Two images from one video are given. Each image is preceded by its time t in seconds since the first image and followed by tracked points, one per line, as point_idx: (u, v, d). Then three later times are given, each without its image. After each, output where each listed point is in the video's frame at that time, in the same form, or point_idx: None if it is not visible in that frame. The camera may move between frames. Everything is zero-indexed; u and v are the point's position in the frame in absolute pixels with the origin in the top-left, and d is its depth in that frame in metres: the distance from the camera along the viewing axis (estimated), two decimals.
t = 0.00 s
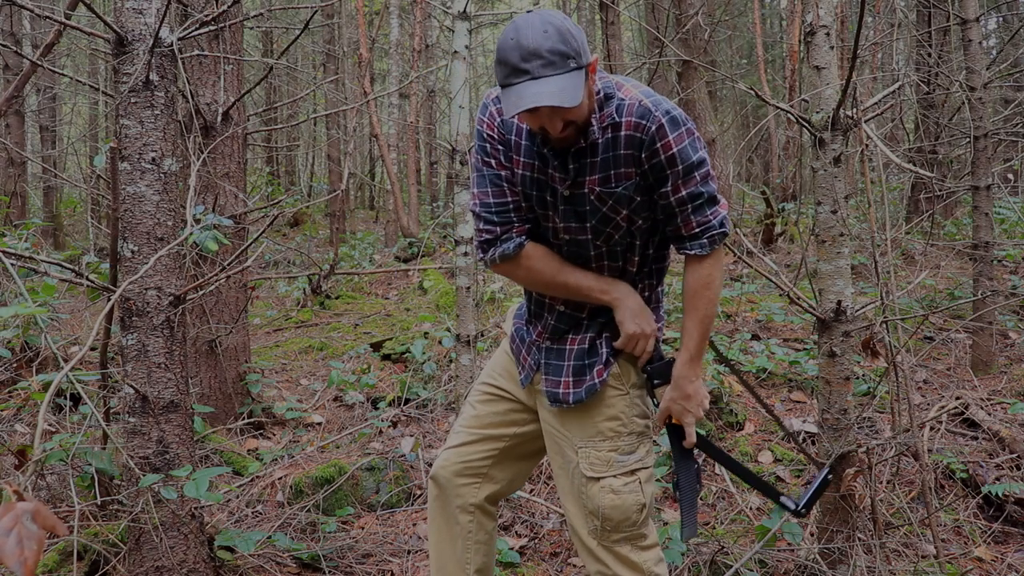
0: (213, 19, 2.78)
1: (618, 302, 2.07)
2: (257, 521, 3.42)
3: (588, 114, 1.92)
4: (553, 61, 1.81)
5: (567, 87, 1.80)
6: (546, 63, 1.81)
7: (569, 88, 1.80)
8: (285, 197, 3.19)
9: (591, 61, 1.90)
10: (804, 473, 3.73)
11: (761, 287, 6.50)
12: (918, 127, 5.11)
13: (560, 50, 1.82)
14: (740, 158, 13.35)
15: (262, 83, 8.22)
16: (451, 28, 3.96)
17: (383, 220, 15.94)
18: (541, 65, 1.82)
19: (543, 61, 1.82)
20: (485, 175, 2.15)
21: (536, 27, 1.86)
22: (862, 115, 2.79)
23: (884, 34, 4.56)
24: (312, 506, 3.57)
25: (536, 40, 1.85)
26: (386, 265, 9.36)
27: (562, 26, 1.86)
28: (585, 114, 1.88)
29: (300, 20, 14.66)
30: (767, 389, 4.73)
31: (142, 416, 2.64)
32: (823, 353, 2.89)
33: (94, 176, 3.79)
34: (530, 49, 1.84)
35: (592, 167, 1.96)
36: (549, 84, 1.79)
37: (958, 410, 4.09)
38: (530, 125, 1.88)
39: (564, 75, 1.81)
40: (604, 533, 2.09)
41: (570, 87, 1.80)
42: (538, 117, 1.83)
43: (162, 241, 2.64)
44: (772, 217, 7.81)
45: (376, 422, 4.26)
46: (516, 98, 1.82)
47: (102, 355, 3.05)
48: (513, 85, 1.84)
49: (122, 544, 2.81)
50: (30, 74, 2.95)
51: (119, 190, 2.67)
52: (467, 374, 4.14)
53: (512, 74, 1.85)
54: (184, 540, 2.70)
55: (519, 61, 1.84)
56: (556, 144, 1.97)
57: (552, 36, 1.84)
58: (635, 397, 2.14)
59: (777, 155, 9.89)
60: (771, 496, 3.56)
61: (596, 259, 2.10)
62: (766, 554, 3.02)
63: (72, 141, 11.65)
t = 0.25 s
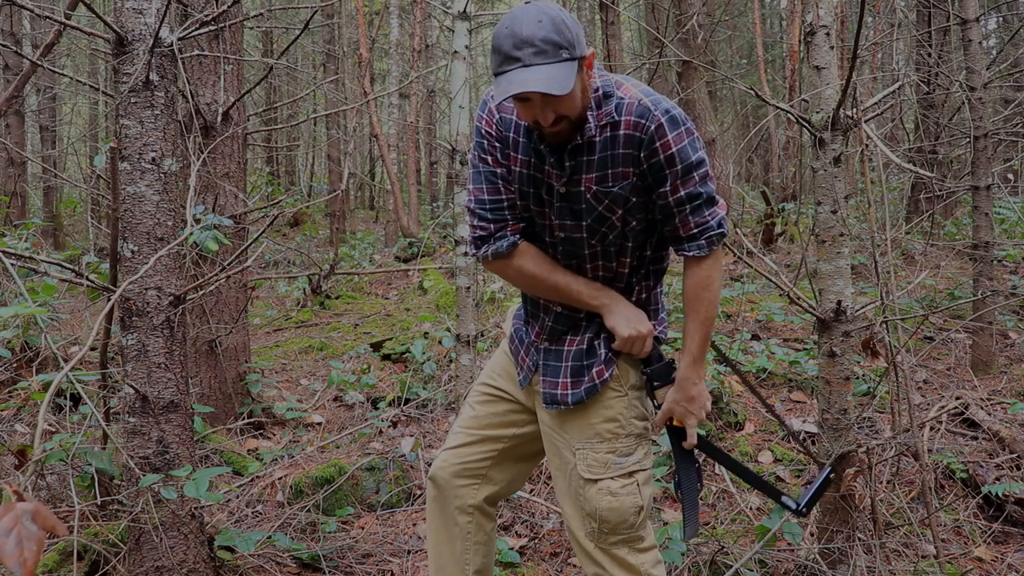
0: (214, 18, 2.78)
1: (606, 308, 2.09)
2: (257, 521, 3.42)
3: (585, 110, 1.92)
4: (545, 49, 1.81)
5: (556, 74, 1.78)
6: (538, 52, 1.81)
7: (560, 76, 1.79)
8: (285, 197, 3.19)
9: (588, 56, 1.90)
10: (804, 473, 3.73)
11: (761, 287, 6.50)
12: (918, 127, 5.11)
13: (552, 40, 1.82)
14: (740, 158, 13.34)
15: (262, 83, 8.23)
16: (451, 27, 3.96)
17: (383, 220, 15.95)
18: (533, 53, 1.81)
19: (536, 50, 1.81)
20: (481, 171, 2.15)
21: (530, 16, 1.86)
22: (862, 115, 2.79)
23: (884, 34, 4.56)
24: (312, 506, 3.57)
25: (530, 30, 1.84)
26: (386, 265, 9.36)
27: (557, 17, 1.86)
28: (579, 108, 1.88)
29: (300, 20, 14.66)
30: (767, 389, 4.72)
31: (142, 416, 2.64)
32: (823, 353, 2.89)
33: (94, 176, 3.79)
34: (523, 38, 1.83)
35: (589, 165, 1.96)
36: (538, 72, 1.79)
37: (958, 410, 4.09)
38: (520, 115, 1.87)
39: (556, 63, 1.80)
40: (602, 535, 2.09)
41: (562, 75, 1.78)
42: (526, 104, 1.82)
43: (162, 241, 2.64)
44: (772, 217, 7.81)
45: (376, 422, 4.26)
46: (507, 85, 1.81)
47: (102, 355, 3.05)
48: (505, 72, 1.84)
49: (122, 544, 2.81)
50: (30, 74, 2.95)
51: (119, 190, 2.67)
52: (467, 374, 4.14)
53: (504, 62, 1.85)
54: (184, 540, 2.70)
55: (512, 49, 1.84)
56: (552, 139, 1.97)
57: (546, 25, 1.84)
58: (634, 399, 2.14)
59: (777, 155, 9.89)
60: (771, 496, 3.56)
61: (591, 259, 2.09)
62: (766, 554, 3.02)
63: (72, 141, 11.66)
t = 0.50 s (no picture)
0: (213, 18, 2.78)
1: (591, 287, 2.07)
2: (257, 521, 3.42)
3: (579, 107, 1.92)
4: (537, 44, 1.80)
5: (545, 68, 1.78)
6: (528, 47, 1.81)
7: (551, 69, 1.78)
8: (285, 197, 3.19)
9: (581, 51, 1.91)
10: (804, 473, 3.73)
11: (761, 287, 6.50)
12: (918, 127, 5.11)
13: (544, 34, 1.81)
14: (740, 158, 13.34)
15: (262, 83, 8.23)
16: (451, 27, 3.96)
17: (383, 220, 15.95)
18: (524, 47, 1.81)
19: (526, 44, 1.81)
20: (472, 163, 2.14)
21: (524, 11, 1.87)
22: (862, 115, 2.79)
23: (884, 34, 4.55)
24: (312, 506, 3.57)
25: (522, 24, 1.84)
26: (386, 265, 9.36)
27: (551, 12, 1.86)
28: (571, 106, 1.88)
29: (300, 20, 14.66)
30: (767, 389, 4.72)
31: (142, 416, 2.64)
32: (823, 353, 2.89)
33: (93, 176, 3.79)
34: (515, 33, 1.84)
35: (582, 163, 1.97)
36: (527, 66, 1.79)
37: (958, 410, 4.09)
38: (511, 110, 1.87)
39: (546, 58, 1.79)
40: (600, 537, 2.09)
41: (552, 68, 1.78)
42: (516, 100, 1.82)
43: (162, 241, 2.64)
44: (772, 217, 7.81)
45: (376, 422, 4.26)
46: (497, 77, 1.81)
47: (102, 355, 3.05)
48: (495, 68, 1.85)
49: (122, 544, 2.81)
50: (30, 74, 2.95)
51: (119, 190, 2.67)
52: (467, 374, 4.14)
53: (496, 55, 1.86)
54: (184, 540, 2.70)
55: (504, 44, 1.85)
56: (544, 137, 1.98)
57: (538, 20, 1.84)
58: (631, 400, 2.14)
59: (777, 155, 9.89)
60: (771, 496, 3.55)
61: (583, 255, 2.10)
62: (766, 554, 3.02)
63: (72, 141, 11.67)
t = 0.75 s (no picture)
0: (213, 18, 2.78)
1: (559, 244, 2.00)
2: (257, 521, 3.42)
3: (569, 103, 1.92)
4: (529, 23, 1.81)
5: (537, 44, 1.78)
6: (521, 25, 1.81)
7: (542, 50, 1.80)
8: (285, 197, 3.19)
9: (572, 42, 1.93)
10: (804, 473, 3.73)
11: (761, 287, 6.49)
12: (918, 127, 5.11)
13: (537, 15, 1.82)
14: (740, 158, 13.33)
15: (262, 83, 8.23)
16: (451, 27, 3.96)
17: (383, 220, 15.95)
18: (517, 25, 1.81)
19: (519, 22, 1.81)
20: (454, 156, 2.26)
21: None
22: (862, 115, 2.79)
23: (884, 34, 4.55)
24: (312, 506, 3.57)
25: (516, 4, 1.85)
26: (386, 265, 9.36)
27: None
28: (563, 94, 1.89)
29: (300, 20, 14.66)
30: (767, 389, 4.72)
31: (142, 416, 2.64)
32: (823, 353, 2.89)
33: (93, 176, 3.79)
34: (508, 12, 1.84)
35: (570, 160, 1.98)
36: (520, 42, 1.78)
37: (958, 410, 4.09)
38: (502, 96, 1.89)
39: (537, 36, 1.80)
40: (601, 537, 2.09)
41: (544, 48, 1.79)
42: (506, 81, 1.84)
43: (162, 241, 2.64)
44: (772, 217, 7.82)
45: (376, 422, 4.26)
46: (487, 55, 1.82)
47: (102, 355, 3.05)
48: (486, 43, 1.85)
49: (122, 544, 2.81)
50: (30, 74, 2.95)
51: (119, 190, 2.67)
52: (467, 374, 4.15)
53: (487, 35, 1.85)
54: (184, 540, 2.70)
55: (496, 22, 1.84)
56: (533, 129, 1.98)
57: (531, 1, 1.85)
58: (631, 400, 2.13)
59: (777, 155, 9.89)
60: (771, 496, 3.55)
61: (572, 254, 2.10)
62: (766, 554, 3.02)
63: (72, 141, 11.66)
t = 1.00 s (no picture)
0: (213, 19, 2.78)
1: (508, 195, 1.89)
2: (257, 521, 3.42)
3: (560, 99, 1.94)
4: (521, 14, 1.81)
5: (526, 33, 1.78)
6: (513, 15, 1.81)
7: (533, 41, 1.80)
8: (285, 197, 3.19)
9: (562, 38, 1.95)
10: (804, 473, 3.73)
11: (761, 287, 6.49)
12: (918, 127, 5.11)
13: (529, 7, 1.82)
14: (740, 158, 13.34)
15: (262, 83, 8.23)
16: (451, 28, 3.97)
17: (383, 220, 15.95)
18: (510, 16, 1.81)
19: (512, 13, 1.81)
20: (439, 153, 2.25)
21: None
22: (862, 115, 2.79)
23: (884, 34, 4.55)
24: (312, 506, 3.57)
25: None
26: (386, 265, 9.37)
27: None
28: (554, 89, 1.90)
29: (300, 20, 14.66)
30: (767, 389, 4.72)
31: (142, 416, 2.64)
32: (823, 353, 2.89)
33: (94, 176, 3.79)
34: (500, 2, 1.83)
35: (560, 159, 1.98)
36: (512, 33, 1.78)
37: (958, 410, 4.09)
38: (494, 90, 1.91)
39: (530, 27, 1.79)
40: (601, 538, 2.09)
41: (535, 39, 1.79)
42: (498, 73, 1.85)
43: (162, 241, 2.64)
44: (772, 217, 7.82)
45: (376, 422, 4.26)
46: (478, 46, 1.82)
47: (102, 355, 3.05)
48: (477, 33, 1.84)
49: (122, 543, 2.81)
50: (30, 74, 2.95)
51: (119, 190, 2.67)
52: (467, 374, 4.15)
53: (479, 27, 1.85)
54: (184, 540, 2.70)
55: (489, 13, 1.83)
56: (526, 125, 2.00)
57: None
58: (630, 399, 2.13)
59: (777, 155, 9.89)
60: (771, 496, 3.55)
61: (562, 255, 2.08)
62: (766, 554, 3.02)
63: (72, 141, 11.67)
